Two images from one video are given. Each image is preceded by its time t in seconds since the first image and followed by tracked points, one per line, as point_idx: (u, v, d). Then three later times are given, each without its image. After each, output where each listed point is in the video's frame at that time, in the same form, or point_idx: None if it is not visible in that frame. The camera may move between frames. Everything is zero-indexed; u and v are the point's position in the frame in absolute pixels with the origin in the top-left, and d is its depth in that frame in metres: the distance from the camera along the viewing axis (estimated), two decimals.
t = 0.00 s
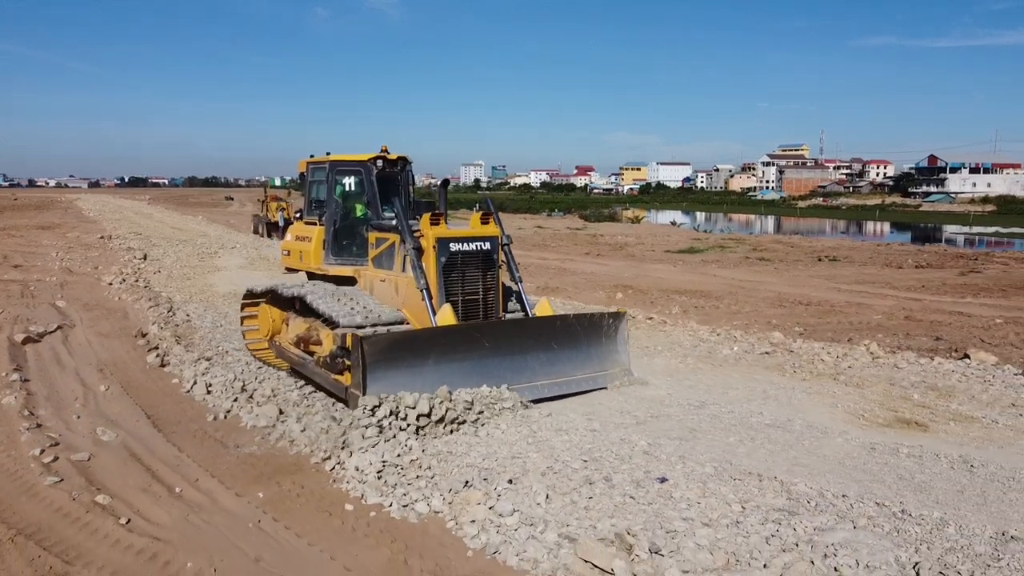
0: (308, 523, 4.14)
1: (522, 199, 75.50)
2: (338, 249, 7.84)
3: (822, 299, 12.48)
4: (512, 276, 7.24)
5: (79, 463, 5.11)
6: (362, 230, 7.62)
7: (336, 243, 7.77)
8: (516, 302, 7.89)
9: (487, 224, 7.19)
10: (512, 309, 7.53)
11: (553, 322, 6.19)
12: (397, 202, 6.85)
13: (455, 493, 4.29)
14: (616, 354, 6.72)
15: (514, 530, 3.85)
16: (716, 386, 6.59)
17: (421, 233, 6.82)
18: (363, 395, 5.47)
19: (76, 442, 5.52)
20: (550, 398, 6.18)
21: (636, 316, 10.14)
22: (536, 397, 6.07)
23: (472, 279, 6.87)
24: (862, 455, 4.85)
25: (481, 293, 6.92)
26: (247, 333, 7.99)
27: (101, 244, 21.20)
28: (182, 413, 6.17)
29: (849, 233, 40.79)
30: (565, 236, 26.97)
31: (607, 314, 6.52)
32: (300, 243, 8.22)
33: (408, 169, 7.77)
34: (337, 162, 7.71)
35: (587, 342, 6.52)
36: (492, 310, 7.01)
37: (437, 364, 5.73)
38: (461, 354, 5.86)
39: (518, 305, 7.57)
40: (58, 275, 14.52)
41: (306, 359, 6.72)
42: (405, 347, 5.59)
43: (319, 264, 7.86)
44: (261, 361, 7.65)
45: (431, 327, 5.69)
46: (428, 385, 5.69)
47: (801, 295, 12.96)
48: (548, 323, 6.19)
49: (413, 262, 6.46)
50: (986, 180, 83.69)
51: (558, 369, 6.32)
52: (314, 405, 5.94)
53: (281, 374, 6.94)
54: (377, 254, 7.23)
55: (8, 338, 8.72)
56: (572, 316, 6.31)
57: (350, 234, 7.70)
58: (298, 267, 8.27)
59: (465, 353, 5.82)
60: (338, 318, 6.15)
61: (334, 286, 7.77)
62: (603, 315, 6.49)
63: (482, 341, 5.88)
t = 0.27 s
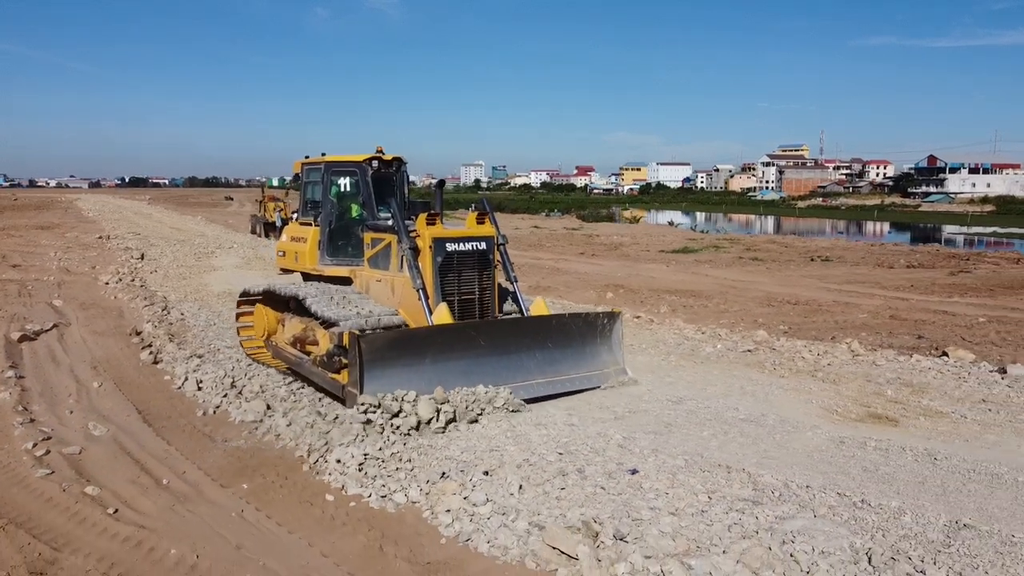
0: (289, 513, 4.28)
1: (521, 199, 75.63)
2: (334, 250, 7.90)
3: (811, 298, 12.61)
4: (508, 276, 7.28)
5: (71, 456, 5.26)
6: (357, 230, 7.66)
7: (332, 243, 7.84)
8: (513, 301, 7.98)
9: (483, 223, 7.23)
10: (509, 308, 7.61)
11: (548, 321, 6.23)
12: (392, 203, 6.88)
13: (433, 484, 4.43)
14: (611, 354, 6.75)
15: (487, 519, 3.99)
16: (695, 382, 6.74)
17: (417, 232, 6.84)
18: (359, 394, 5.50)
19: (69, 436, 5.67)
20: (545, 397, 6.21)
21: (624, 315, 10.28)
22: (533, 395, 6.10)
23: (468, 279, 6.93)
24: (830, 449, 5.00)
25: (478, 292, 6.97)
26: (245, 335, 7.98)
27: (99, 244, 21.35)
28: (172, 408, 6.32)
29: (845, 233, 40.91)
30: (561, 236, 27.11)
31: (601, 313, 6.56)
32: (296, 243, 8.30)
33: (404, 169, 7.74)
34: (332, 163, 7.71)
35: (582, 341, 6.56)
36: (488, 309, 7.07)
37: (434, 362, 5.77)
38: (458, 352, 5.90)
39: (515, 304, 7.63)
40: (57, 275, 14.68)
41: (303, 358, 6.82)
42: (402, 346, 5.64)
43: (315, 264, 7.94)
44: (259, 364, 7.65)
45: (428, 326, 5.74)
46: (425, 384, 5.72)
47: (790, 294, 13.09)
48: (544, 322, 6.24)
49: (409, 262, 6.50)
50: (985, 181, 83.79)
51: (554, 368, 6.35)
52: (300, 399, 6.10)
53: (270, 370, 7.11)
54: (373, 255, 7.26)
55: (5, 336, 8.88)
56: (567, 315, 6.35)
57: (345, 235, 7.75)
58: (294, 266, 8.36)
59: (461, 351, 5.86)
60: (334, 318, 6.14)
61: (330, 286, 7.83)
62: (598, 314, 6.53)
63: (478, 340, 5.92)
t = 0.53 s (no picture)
0: (271, 497, 4.48)
1: (520, 199, 75.84)
2: (329, 249, 7.97)
3: (796, 296, 12.81)
4: (502, 275, 7.39)
5: (64, 445, 5.46)
6: (353, 229, 7.72)
7: (328, 242, 7.91)
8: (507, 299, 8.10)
9: (477, 222, 7.33)
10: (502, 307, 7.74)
11: (542, 320, 6.21)
12: (388, 202, 6.96)
13: (408, 470, 4.63)
14: (605, 351, 6.75)
15: (457, 502, 4.19)
16: (672, 376, 6.95)
17: (412, 232, 6.92)
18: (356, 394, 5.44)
19: (63, 426, 5.87)
20: (539, 395, 6.21)
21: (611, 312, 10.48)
22: (526, 393, 6.11)
23: (462, 278, 7.04)
24: (792, 438, 5.20)
25: (471, 290, 7.10)
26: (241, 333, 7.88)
27: (98, 243, 21.58)
28: (164, 400, 6.53)
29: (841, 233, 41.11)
30: (556, 235, 27.33)
31: (595, 311, 6.53)
32: (292, 242, 8.38)
33: (398, 169, 7.86)
34: (328, 162, 7.77)
35: (576, 339, 6.56)
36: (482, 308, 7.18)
37: (429, 360, 5.75)
38: (453, 350, 5.88)
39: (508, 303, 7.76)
40: (55, 273, 14.91)
41: (299, 356, 6.73)
42: (397, 344, 5.60)
43: (311, 263, 8.02)
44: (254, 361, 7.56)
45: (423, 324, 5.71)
46: (420, 382, 5.70)
47: (776, 292, 13.29)
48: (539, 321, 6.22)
49: (405, 262, 6.59)
50: (982, 181, 83.99)
51: (547, 366, 6.35)
52: (287, 391, 6.31)
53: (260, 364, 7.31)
54: (369, 253, 7.29)
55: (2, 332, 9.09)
56: (561, 313, 6.32)
57: (341, 233, 7.82)
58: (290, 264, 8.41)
59: (456, 349, 5.84)
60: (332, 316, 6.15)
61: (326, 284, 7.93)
62: (592, 313, 6.51)
63: (472, 338, 5.90)
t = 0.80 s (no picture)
0: (253, 479, 4.73)
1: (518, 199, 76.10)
2: (324, 246, 8.04)
3: (780, 293, 13.05)
4: (493, 272, 7.45)
5: (59, 432, 5.72)
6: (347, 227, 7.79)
7: (323, 240, 7.97)
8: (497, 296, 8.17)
9: (469, 221, 7.40)
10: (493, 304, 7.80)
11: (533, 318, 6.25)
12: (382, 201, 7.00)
13: (383, 454, 4.88)
14: (593, 348, 6.83)
15: (427, 482, 4.45)
16: (646, 369, 7.18)
17: (405, 229, 6.97)
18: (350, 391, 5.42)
19: (57, 415, 6.12)
20: (530, 391, 6.27)
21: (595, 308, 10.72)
22: (517, 389, 6.16)
23: (454, 276, 7.07)
24: (753, 425, 5.45)
25: (464, 288, 7.10)
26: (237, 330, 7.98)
27: (97, 242, 21.86)
28: (155, 391, 6.78)
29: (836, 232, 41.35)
30: (551, 234, 27.58)
31: (585, 309, 6.61)
32: (287, 239, 8.45)
33: (393, 168, 7.87)
34: (323, 161, 7.82)
35: (566, 337, 6.61)
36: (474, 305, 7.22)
37: (422, 359, 5.75)
38: (445, 349, 5.89)
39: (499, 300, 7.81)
40: (54, 271, 15.20)
41: (293, 352, 6.86)
42: (391, 343, 5.58)
43: (306, 260, 8.10)
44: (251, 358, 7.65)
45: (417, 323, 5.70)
46: (414, 380, 5.70)
47: (761, 290, 13.53)
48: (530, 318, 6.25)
49: (398, 259, 6.63)
50: (979, 181, 84.24)
51: (538, 363, 6.40)
52: (273, 382, 6.58)
53: (249, 357, 7.58)
54: (362, 251, 7.39)
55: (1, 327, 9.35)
56: (551, 312, 6.38)
57: (336, 231, 7.88)
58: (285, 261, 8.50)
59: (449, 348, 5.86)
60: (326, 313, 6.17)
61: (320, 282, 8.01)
62: (581, 310, 6.58)
63: (465, 337, 5.92)
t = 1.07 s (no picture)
0: (242, 469, 4.91)
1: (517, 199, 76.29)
2: (322, 246, 8.13)
3: (769, 292, 13.22)
4: (492, 271, 7.58)
5: (56, 425, 5.90)
6: (346, 228, 7.89)
7: (321, 240, 8.07)
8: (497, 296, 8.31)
9: (467, 221, 7.56)
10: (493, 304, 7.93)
11: (530, 318, 6.38)
12: (382, 201, 7.14)
13: (368, 445, 5.06)
14: (590, 347, 6.95)
15: (411, 472, 4.61)
16: (629, 365, 7.37)
17: (405, 228, 7.13)
18: (351, 387, 5.60)
19: (55, 409, 6.31)
20: (526, 388, 6.41)
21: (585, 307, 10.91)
22: (514, 387, 6.29)
23: (453, 274, 7.20)
24: (728, 419, 5.63)
25: (463, 287, 7.25)
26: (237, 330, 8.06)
27: (96, 242, 22.05)
28: (151, 385, 6.97)
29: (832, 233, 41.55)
30: (547, 234, 27.77)
31: (581, 308, 6.73)
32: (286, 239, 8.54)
33: (391, 169, 7.97)
34: (322, 162, 7.92)
35: (563, 335, 6.74)
36: (472, 303, 7.35)
37: (420, 356, 5.91)
38: (443, 347, 6.05)
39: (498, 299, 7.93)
40: (52, 270, 15.36)
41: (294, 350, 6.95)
42: (391, 340, 5.74)
43: (304, 260, 8.19)
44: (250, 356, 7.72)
45: (415, 321, 5.85)
46: (412, 377, 5.87)
47: (751, 289, 13.71)
48: (527, 317, 6.39)
49: (397, 258, 6.77)
50: (977, 181, 84.45)
51: (535, 361, 6.54)
52: (265, 377, 6.77)
53: (242, 353, 7.76)
54: (361, 251, 7.57)
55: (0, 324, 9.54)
56: (548, 311, 6.50)
57: (334, 232, 7.98)
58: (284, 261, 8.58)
59: (447, 345, 6.01)
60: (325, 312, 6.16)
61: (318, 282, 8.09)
62: (578, 309, 6.70)
63: (462, 335, 6.07)
